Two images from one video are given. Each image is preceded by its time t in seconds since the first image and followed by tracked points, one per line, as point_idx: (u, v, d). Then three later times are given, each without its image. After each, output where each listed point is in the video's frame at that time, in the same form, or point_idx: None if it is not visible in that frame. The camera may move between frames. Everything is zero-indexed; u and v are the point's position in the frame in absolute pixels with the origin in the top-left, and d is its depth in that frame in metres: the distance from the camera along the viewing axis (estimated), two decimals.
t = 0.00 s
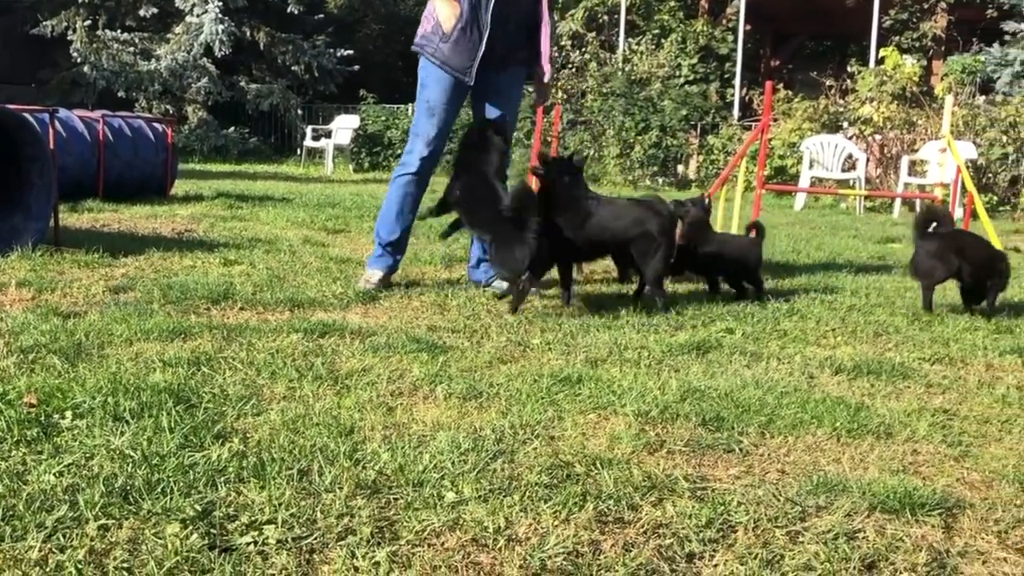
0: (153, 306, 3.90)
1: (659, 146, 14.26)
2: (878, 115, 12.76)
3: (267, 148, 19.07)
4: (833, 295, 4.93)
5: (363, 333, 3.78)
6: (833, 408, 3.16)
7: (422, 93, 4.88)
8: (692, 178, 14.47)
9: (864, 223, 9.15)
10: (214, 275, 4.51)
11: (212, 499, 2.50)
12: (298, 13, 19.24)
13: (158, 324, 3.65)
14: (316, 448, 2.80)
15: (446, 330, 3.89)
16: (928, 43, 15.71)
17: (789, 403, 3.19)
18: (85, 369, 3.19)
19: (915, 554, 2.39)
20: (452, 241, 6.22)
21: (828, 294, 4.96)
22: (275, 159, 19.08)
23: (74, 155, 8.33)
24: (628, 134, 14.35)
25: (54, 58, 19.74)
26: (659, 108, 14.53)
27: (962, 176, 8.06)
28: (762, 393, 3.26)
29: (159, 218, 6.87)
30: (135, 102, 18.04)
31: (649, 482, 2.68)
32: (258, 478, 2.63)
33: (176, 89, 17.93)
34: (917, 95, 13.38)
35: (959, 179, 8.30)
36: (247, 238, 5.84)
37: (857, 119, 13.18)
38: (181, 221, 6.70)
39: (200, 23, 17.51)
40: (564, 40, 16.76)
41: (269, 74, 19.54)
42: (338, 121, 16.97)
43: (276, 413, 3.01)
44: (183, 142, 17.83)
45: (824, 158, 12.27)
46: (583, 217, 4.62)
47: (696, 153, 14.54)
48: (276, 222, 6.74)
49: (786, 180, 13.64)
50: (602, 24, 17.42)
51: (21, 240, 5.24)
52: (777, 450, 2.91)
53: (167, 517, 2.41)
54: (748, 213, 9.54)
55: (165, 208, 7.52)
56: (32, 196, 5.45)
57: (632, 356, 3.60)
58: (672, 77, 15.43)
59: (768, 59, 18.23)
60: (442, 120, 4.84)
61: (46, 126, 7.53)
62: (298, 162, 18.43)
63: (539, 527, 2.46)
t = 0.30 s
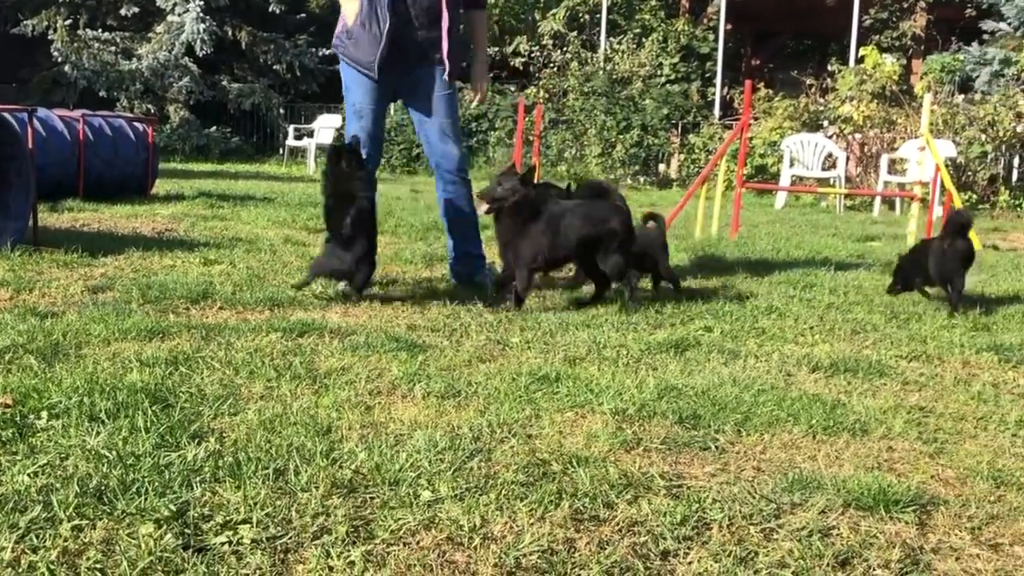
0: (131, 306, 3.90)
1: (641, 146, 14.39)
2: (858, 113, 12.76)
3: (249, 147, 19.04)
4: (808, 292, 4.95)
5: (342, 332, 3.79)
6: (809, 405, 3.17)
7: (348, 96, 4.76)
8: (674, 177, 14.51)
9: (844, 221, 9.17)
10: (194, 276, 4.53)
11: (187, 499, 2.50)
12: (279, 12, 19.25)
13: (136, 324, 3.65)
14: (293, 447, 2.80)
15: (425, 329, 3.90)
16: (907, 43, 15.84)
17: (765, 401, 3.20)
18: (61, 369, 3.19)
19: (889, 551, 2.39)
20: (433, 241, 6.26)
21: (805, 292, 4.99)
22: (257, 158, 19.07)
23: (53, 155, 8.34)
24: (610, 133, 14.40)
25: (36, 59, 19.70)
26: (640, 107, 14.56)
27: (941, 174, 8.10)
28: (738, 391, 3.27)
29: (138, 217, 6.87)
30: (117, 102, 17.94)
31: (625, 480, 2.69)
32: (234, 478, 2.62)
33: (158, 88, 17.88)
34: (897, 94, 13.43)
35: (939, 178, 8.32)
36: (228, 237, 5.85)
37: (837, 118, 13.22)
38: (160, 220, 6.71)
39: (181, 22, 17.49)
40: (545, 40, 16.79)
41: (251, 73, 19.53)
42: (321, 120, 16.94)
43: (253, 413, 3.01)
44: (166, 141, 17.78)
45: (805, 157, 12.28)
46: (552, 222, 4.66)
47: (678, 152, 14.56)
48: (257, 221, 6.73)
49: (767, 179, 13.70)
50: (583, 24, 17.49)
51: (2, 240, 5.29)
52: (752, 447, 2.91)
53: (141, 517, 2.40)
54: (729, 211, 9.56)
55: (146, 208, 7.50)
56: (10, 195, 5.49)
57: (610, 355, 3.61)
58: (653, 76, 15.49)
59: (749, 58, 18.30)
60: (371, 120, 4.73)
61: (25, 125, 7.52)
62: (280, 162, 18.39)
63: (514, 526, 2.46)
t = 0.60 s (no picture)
0: (118, 306, 3.90)
1: (628, 143, 14.40)
2: (846, 110, 12.80)
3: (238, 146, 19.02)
4: (793, 289, 4.97)
5: (329, 331, 3.79)
6: (795, 402, 3.18)
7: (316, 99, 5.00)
8: (662, 174, 14.54)
9: (831, 218, 9.20)
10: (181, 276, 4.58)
11: (172, 499, 2.49)
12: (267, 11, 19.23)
13: (122, 324, 3.65)
14: (279, 447, 2.80)
15: (412, 328, 3.90)
16: (894, 40, 15.92)
17: (751, 398, 3.21)
18: (47, 369, 3.18)
19: (875, 547, 2.40)
20: (421, 239, 6.27)
21: (791, 289, 5.01)
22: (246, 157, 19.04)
23: (39, 155, 8.32)
24: (597, 131, 14.41)
25: (22, 59, 19.63)
26: (628, 105, 14.59)
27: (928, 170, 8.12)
28: (725, 388, 3.28)
29: (125, 217, 6.87)
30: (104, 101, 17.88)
31: (611, 478, 2.69)
32: (220, 478, 2.62)
33: (145, 88, 17.82)
34: (883, 91, 13.47)
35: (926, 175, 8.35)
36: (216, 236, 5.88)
37: (824, 115, 13.26)
38: (147, 220, 6.72)
39: (168, 22, 17.45)
40: (532, 38, 16.82)
41: (238, 71, 19.51)
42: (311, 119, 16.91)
43: (240, 412, 3.01)
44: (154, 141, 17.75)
45: (792, 154, 12.31)
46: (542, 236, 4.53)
47: (665, 149, 14.59)
48: (244, 221, 6.73)
49: (754, 176, 13.75)
50: (570, 22, 17.46)
51: None
52: (738, 444, 2.92)
53: (127, 518, 2.40)
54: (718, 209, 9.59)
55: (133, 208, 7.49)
56: None
57: (596, 353, 3.62)
58: (641, 74, 15.52)
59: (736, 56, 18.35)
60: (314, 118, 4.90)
61: (8, 125, 7.49)
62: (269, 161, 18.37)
63: (500, 524, 2.47)
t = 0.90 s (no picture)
0: (116, 304, 3.90)
1: (624, 141, 14.43)
2: (842, 108, 12.82)
3: (234, 145, 19.03)
4: (789, 286, 4.98)
5: (326, 329, 3.79)
6: (792, 398, 3.19)
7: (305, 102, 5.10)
8: (659, 172, 14.59)
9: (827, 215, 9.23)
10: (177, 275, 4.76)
11: (170, 497, 2.49)
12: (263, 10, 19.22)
13: (119, 323, 3.64)
14: (277, 445, 2.80)
15: (409, 326, 3.91)
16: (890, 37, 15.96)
17: (748, 394, 3.21)
18: (45, 368, 3.17)
19: (872, 543, 2.40)
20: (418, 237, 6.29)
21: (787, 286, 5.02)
22: (242, 156, 19.05)
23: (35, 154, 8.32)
24: (593, 128, 14.43)
25: (17, 58, 19.60)
26: (625, 103, 14.61)
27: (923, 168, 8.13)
28: (722, 384, 3.29)
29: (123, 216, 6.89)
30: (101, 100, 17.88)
31: (609, 475, 2.69)
32: (218, 476, 2.62)
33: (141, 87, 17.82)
34: (879, 88, 13.49)
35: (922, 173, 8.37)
36: (212, 235, 5.93)
37: (820, 112, 13.27)
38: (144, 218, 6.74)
39: (164, 21, 17.44)
40: (529, 36, 16.86)
41: (234, 70, 19.51)
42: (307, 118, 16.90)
43: (237, 410, 3.01)
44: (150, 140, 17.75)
45: (789, 152, 12.33)
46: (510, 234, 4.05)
47: (662, 147, 14.62)
48: (241, 219, 6.73)
49: (751, 173, 13.79)
50: (566, 20, 17.41)
51: None
52: (736, 441, 2.93)
53: (124, 516, 2.39)
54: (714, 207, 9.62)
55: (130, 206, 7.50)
56: None
57: (594, 350, 3.63)
58: (637, 72, 15.53)
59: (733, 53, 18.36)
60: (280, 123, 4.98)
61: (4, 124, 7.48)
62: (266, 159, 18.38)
63: (498, 521, 2.47)
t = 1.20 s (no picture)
0: (123, 304, 3.90)
1: (629, 139, 14.44)
2: (846, 106, 12.82)
3: (237, 144, 19.05)
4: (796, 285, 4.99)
5: (334, 329, 3.79)
6: (801, 397, 3.19)
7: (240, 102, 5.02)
8: (664, 170, 14.62)
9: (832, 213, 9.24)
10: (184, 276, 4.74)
11: (181, 496, 2.49)
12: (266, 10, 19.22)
13: (127, 322, 3.65)
14: (286, 444, 2.80)
15: (416, 325, 3.92)
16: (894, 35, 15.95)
17: (757, 393, 3.22)
18: (55, 368, 3.17)
19: (883, 541, 2.41)
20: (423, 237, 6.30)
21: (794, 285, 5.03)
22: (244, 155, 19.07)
23: (42, 154, 8.34)
24: (598, 127, 14.41)
25: (21, 58, 19.61)
26: (629, 101, 14.61)
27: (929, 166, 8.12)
28: (731, 383, 3.29)
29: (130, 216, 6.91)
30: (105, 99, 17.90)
31: (619, 474, 2.69)
32: (229, 475, 2.62)
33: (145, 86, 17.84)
34: (884, 86, 13.48)
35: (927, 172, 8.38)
36: (218, 235, 5.96)
37: (825, 110, 13.28)
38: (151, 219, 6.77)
39: (168, 20, 17.45)
40: (534, 35, 16.87)
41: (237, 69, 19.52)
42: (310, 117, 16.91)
43: (246, 409, 3.01)
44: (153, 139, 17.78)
45: (793, 150, 12.33)
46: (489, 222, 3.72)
47: (667, 145, 14.63)
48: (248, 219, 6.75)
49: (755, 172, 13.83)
50: (571, 18, 17.44)
51: None
52: (745, 439, 2.93)
53: (136, 515, 2.40)
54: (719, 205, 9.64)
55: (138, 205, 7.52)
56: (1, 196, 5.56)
57: (602, 349, 3.63)
58: (642, 70, 15.52)
59: (738, 51, 18.35)
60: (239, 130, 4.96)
61: (13, 125, 7.49)
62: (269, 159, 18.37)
63: (509, 520, 2.47)
